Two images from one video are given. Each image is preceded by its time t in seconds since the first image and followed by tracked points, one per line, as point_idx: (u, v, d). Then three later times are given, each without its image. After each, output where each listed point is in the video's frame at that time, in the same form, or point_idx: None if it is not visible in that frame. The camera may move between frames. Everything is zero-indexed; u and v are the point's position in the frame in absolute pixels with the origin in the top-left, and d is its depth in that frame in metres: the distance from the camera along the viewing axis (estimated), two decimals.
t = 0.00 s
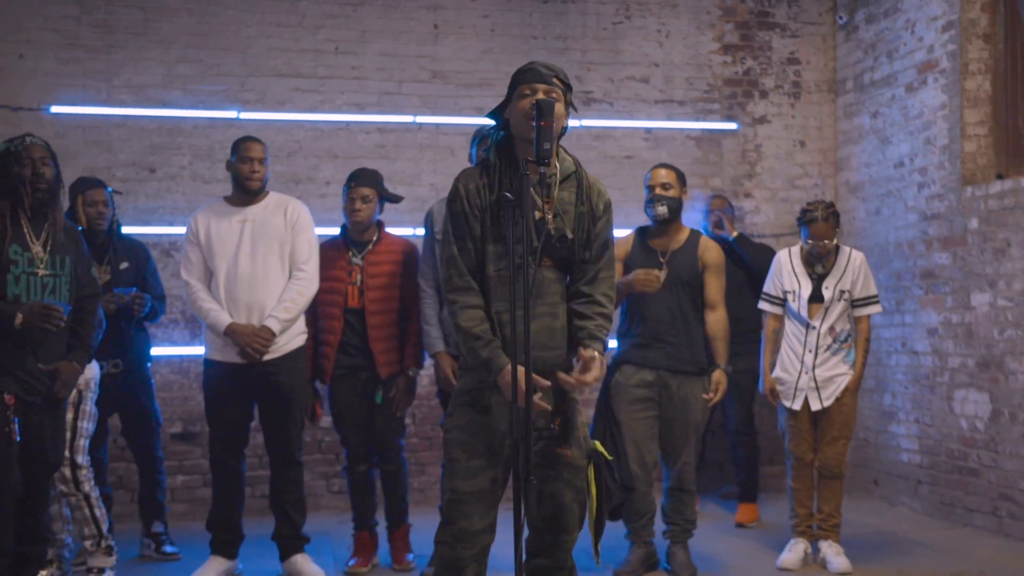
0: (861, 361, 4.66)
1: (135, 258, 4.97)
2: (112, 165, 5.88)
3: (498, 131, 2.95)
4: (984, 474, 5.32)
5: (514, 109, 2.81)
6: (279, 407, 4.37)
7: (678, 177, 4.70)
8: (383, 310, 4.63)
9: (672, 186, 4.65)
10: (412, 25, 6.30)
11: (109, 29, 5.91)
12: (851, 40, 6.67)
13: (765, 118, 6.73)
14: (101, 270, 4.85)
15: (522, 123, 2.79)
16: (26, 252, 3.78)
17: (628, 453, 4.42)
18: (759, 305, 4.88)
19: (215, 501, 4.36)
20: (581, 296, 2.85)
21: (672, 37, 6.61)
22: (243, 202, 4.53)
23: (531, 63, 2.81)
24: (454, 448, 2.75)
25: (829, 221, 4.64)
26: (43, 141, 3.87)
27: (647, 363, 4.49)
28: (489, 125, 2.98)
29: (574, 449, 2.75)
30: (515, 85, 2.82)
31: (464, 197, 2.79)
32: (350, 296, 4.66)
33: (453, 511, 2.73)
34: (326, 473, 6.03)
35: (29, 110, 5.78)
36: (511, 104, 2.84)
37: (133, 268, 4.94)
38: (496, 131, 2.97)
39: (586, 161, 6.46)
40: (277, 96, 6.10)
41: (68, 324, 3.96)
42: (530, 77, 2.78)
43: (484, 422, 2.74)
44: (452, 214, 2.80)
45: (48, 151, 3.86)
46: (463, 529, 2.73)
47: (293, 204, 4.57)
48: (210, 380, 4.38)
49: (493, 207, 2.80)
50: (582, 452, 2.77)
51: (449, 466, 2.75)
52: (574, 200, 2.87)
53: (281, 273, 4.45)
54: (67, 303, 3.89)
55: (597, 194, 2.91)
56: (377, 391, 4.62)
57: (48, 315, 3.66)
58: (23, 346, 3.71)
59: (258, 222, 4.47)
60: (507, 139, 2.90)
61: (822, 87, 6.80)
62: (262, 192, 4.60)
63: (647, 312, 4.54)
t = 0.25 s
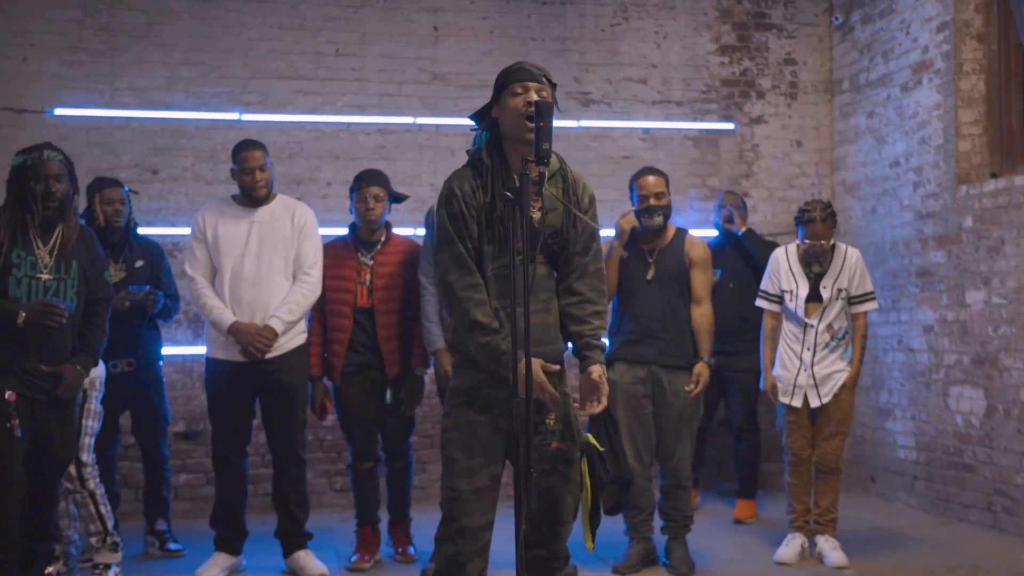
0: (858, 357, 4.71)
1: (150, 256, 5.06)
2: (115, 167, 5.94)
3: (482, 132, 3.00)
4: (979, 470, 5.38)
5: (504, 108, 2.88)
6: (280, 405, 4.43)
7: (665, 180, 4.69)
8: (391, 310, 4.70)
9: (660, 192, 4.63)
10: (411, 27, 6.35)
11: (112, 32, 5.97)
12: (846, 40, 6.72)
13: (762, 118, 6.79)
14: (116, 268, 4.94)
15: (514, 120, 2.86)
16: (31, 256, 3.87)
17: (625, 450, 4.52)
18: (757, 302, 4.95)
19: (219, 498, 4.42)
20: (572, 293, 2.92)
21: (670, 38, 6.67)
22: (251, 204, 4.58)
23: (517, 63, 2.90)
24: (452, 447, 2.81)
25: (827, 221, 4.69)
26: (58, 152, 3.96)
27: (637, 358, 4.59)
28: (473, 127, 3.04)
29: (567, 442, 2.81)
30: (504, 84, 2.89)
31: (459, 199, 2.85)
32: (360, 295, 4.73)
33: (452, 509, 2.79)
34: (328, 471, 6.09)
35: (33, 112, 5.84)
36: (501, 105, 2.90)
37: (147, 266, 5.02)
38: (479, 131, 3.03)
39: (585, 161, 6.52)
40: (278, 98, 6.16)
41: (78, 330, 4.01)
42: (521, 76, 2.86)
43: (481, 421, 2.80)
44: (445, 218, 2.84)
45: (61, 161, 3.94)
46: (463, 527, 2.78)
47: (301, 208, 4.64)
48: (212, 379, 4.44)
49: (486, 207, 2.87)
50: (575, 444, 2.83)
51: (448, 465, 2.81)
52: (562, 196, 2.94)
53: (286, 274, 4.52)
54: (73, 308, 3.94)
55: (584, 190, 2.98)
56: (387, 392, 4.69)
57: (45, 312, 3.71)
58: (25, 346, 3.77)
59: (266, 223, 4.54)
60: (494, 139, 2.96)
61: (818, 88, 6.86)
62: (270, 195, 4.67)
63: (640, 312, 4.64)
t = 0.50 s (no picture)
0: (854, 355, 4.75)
1: (166, 257, 5.15)
2: (119, 168, 6.01)
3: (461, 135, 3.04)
4: (973, 466, 5.45)
5: (486, 111, 2.91)
6: (281, 402, 4.49)
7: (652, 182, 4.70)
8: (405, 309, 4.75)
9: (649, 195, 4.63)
10: (411, 30, 6.43)
11: (116, 35, 6.04)
12: (842, 42, 6.80)
13: (758, 119, 6.86)
14: (132, 267, 5.04)
15: (496, 122, 2.89)
16: (29, 260, 3.98)
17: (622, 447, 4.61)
18: (754, 302, 5.02)
19: (223, 494, 4.49)
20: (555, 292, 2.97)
21: (667, 40, 6.75)
22: (252, 204, 4.66)
23: (496, 64, 2.92)
24: (440, 444, 2.82)
25: (821, 221, 4.76)
26: (59, 160, 4.05)
27: (632, 356, 4.67)
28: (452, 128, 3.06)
29: (553, 436, 2.87)
30: (484, 87, 2.92)
31: (438, 204, 2.87)
32: (377, 293, 4.80)
33: (442, 506, 2.81)
34: (329, 469, 6.16)
35: (37, 114, 5.91)
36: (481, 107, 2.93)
37: (163, 267, 5.10)
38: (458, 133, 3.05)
39: (583, 162, 6.59)
40: (280, 99, 6.23)
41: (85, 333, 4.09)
42: (501, 78, 2.90)
43: (467, 419, 2.83)
44: (425, 223, 2.86)
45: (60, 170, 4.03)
46: (454, 522, 2.80)
47: (301, 208, 4.71)
48: (214, 377, 4.50)
49: (467, 210, 2.89)
50: (560, 438, 2.89)
51: (437, 462, 2.82)
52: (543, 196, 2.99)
53: (287, 274, 4.59)
54: (74, 312, 4.02)
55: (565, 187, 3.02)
56: (404, 391, 4.79)
57: (27, 321, 3.81)
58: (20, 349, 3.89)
59: (267, 223, 4.61)
60: (476, 140, 2.98)
61: (814, 89, 6.93)
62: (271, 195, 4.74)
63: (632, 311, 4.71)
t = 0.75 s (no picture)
0: (848, 353, 4.83)
1: (181, 258, 5.23)
2: (124, 169, 6.09)
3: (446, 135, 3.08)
4: (966, 463, 5.53)
5: (473, 112, 2.95)
6: (286, 399, 4.58)
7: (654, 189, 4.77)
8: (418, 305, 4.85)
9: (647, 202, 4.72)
10: (413, 32, 6.51)
11: (122, 38, 6.12)
12: (838, 45, 6.88)
13: (756, 121, 6.95)
14: (149, 268, 5.11)
15: (483, 124, 2.94)
16: (28, 258, 4.04)
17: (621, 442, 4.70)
18: (750, 300, 5.09)
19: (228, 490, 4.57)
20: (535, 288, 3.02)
21: (665, 43, 6.84)
22: (255, 204, 4.74)
23: (484, 67, 2.99)
24: (432, 440, 2.87)
25: (814, 217, 4.85)
26: (54, 160, 4.14)
27: (632, 353, 4.74)
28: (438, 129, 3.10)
29: (542, 431, 2.91)
30: (472, 90, 2.98)
31: (422, 204, 2.92)
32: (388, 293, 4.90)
33: (436, 500, 2.86)
34: (332, 466, 6.24)
35: (44, 116, 5.99)
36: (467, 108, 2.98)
37: (178, 267, 5.19)
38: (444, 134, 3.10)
39: (582, 163, 6.68)
40: (283, 101, 6.31)
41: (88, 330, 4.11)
42: (489, 81, 2.95)
43: (457, 414, 2.87)
44: (408, 224, 2.92)
45: (54, 168, 4.12)
46: (449, 516, 2.85)
47: (303, 207, 4.79)
48: (221, 373, 4.59)
49: (451, 209, 2.93)
50: (550, 433, 2.93)
51: (430, 457, 2.88)
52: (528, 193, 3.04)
53: (290, 273, 4.67)
54: (74, 308, 4.05)
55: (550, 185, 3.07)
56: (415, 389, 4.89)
57: (19, 316, 3.84)
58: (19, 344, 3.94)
59: (270, 223, 4.69)
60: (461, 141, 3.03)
61: (810, 91, 7.02)
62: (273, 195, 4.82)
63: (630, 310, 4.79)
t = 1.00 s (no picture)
0: (843, 351, 4.91)
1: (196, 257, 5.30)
2: (130, 168, 6.17)
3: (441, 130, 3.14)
4: (959, 459, 5.62)
5: (467, 109, 3.01)
6: (291, 395, 4.66)
7: (652, 194, 4.88)
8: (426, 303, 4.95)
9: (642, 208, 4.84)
10: (415, 34, 6.59)
11: (128, 39, 6.21)
12: (834, 47, 6.97)
13: (753, 122, 7.03)
14: (162, 267, 5.24)
15: (476, 122, 3.00)
16: (21, 257, 4.06)
17: (618, 437, 4.79)
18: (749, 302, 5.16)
19: (234, 484, 4.66)
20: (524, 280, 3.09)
21: (664, 45, 6.92)
22: (260, 203, 4.83)
23: (481, 67, 3.05)
24: (430, 432, 2.99)
25: (808, 224, 4.92)
26: (42, 161, 4.13)
27: (629, 350, 4.82)
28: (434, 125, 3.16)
29: (545, 418, 2.99)
30: (466, 88, 3.03)
31: (417, 198, 3.01)
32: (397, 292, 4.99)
33: (435, 490, 2.97)
34: (334, 462, 6.32)
35: (51, 116, 6.08)
36: (462, 105, 3.04)
37: (192, 267, 5.26)
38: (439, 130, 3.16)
39: (582, 163, 6.76)
40: (287, 102, 6.40)
41: (84, 324, 4.15)
42: (484, 81, 3.01)
43: (452, 406, 2.96)
44: (411, 215, 3.01)
45: (43, 171, 4.10)
46: (448, 505, 2.96)
47: (308, 207, 4.87)
48: (226, 370, 4.66)
49: (445, 203, 3.01)
50: (553, 420, 3.01)
51: (430, 448, 2.99)
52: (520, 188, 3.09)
53: (294, 271, 4.75)
54: (70, 303, 4.09)
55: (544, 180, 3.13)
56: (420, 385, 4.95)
57: (11, 313, 3.90)
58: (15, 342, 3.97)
59: (275, 222, 4.77)
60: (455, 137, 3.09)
61: (807, 93, 7.11)
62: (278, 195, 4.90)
63: (626, 308, 4.87)
